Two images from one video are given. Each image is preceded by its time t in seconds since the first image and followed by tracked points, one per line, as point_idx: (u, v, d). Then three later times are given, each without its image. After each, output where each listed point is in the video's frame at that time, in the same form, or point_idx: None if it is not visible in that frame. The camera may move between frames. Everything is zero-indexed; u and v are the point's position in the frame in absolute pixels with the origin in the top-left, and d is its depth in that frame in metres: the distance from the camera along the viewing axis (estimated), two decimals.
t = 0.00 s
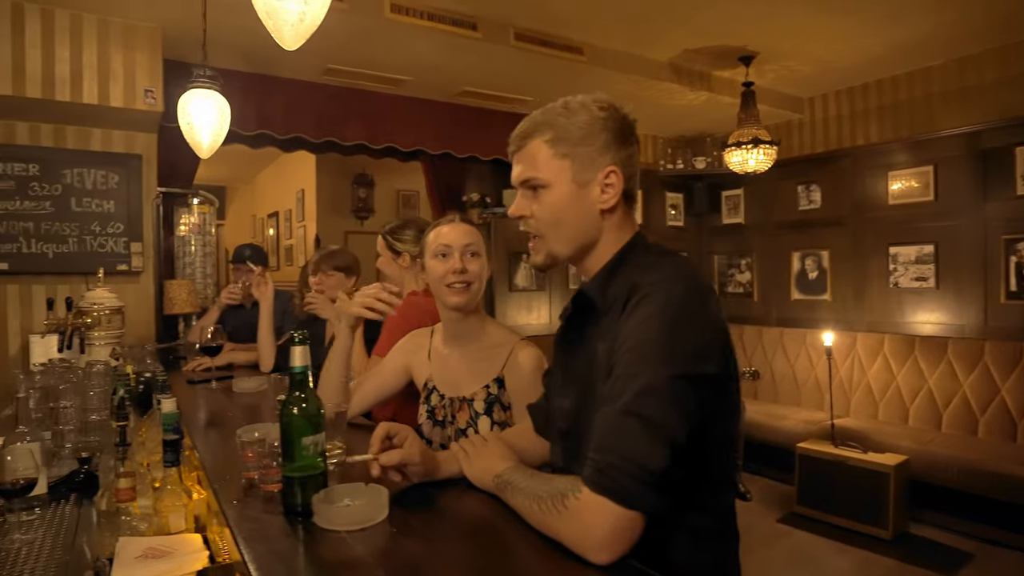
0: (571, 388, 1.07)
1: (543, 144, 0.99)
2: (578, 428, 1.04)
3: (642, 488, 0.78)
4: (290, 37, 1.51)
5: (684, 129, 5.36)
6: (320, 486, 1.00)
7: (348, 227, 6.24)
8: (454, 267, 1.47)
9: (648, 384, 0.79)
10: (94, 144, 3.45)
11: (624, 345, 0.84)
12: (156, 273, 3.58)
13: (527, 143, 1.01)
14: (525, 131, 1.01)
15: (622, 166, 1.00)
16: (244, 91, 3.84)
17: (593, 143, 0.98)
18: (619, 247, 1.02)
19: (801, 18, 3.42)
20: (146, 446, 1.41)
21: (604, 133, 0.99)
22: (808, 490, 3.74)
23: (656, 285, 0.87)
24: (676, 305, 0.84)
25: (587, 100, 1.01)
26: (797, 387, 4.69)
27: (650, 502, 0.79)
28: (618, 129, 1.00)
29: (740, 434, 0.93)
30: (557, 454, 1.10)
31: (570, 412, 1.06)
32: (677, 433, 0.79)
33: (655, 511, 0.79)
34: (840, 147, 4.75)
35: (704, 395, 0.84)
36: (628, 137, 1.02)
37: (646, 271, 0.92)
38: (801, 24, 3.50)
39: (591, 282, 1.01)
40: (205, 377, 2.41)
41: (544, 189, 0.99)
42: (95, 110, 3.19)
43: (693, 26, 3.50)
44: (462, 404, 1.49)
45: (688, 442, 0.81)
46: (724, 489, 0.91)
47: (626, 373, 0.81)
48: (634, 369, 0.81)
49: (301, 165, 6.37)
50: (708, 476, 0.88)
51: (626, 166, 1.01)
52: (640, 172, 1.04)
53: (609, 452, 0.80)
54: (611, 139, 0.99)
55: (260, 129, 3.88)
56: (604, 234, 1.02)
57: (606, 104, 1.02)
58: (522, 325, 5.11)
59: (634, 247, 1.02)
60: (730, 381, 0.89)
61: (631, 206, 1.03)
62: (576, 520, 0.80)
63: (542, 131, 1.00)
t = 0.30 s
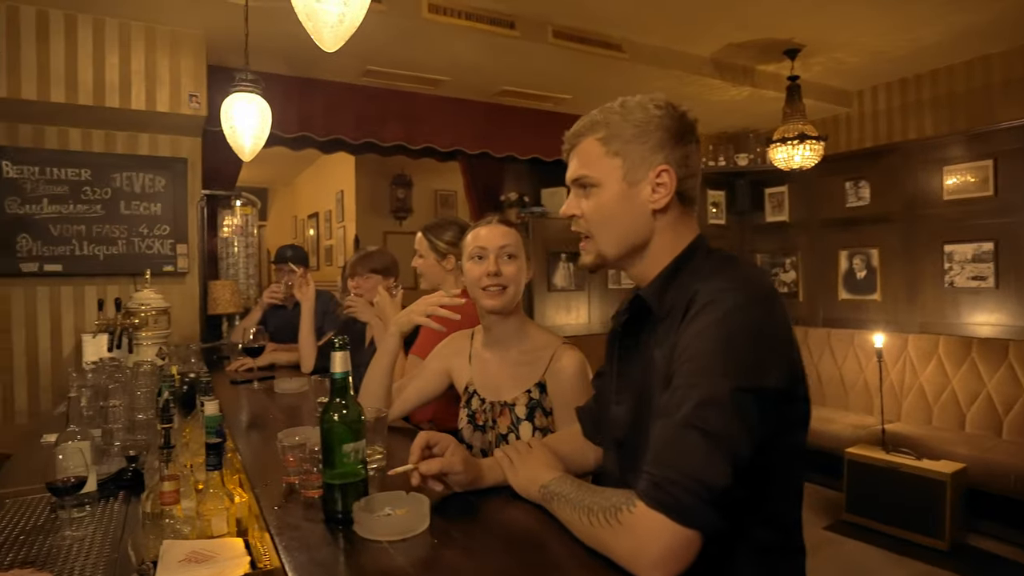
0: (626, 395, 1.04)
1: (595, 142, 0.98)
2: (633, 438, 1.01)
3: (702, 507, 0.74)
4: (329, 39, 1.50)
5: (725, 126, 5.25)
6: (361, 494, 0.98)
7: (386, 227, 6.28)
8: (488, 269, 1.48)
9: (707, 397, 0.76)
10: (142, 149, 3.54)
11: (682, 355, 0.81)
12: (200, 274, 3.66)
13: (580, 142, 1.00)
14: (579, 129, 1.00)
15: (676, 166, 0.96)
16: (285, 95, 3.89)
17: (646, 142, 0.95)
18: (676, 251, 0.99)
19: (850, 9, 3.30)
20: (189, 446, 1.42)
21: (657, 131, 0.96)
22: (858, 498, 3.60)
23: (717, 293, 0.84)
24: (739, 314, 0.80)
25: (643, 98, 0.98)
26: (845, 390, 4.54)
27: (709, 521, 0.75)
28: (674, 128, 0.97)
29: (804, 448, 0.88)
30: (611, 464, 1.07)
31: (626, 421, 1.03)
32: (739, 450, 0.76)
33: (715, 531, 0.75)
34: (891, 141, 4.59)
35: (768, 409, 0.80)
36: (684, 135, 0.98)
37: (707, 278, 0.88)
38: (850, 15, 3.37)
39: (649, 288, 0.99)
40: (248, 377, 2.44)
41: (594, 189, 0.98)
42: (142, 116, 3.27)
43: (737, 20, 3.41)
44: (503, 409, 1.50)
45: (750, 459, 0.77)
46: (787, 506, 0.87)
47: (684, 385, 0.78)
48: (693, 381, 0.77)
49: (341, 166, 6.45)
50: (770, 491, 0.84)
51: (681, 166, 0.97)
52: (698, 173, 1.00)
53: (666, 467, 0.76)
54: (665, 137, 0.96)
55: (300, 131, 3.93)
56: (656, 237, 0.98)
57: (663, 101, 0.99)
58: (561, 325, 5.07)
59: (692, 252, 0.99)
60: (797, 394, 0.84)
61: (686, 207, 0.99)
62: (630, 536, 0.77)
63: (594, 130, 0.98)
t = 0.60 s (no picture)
0: (677, 401, 0.98)
1: (636, 139, 0.96)
2: (683, 447, 0.96)
3: (757, 530, 0.70)
4: (364, 36, 1.48)
5: (772, 120, 5.09)
6: (394, 503, 0.96)
7: (426, 227, 6.30)
8: (527, 271, 1.44)
9: (763, 411, 0.71)
10: (188, 152, 3.61)
11: (736, 365, 0.76)
12: (244, 274, 3.71)
13: (625, 142, 0.99)
14: (625, 128, 0.99)
15: (721, 155, 0.91)
16: (325, 97, 3.92)
17: (686, 133, 0.92)
18: (729, 250, 0.93)
19: None
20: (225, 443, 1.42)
21: (698, 121, 0.91)
22: (914, 508, 3.44)
23: (774, 299, 0.79)
24: (799, 322, 0.75)
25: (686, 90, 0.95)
26: (899, 394, 4.35)
27: (766, 545, 0.70)
28: (720, 115, 0.92)
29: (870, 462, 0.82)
30: (660, 475, 1.02)
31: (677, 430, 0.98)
32: (798, 469, 0.71)
33: (772, 555, 0.70)
34: (948, 133, 4.38)
35: (830, 424, 0.74)
36: (731, 122, 0.92)
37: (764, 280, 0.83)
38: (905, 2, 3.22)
39: (701, 291, 0.94)
40: (287, 377, 2.46)
41: (638, 187, 0.95)
42: (188, 119, 3.33)
43: (784, 10, 3.29)
44: (542, 414, 1.47)
45: (811, 478, 0.72)
46: (849, 527, 0.82)
47: (737, 396, 0.74)
48: (747, 393, 0.73)
49: (381, 167, 6.49)
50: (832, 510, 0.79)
51: (727, 153, 0.91)
52: (751, 160, 0.93)
53: (719, 485, 0.72)
54: (707, 126, 0.91)
55: (340, 133, 3.96)
56: (705, 231, 0.93)
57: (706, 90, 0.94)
58: (601, 325, 4.99)
59: (749, 251, 0.93)
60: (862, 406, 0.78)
61: (738, 197, 0.93)
62: (679, 558, 0.73)
63: (637, 127, 0.96)
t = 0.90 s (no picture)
0: (725, 417, 0.92)
1: (676, 141, 0.93)
2: (730, 467, 0.90)
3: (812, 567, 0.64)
4: (395, 35, 1.45)
5: (826, 113, 4.89)
6: (421, 522, 0.92)
7: (468, 227, 6.29)
8: (562, 277, 1.41)
9: (821, 435, 0.65)
10: (233, 155, 3.67)
11: (789, 384, 0.70)
12: (287, 275, 3.74)
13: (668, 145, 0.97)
14: (669, 132, 0.96)
15: (757, 152, 0.85)
16: (366, 97, 3.94)
17: (719, 131, 0.87)
18: (777, 255, 0.87)
19: None
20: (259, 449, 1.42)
21: (732, 117, 0.86)
22: (980, 521, 3.24)
23: (833, 312, 0.72)
24: (861, 338, 0.69)
25: (727, 86, 0.90)
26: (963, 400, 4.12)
27: None
28: (760, 110, 0.86)
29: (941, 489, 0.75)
30: (706, 497, 0.95)
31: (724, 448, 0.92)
32: (860, 501, 0.65)
33: None
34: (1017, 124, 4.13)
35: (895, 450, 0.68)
36: (772, 116, 0.85)
37: (820, 290, 0.77)
38: None
39: (750, 300, 0.88)
40: (326, 381, 2.46)
41: (677, 191, 0.92)
42: (232, 123, 3.39)
43: None
44: (581, 424, 1.42)
45: (875, 510, 0.66)
46: (916, 559, 0.75)
47: (793, 419, 0.68)
48: (803, 415, 0.67)
49: (423, 166, 6.51)
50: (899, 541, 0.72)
51: (764, 149, 0.84)
52: (797, 155, 0.85)
53: (769, 518, 0.67)
54: (740, 121, 0.86)
55: (381, 133, 3.98)
56: (744, 233, 0.87)
57: (746, 83, 0.89)
58: (646, 326, 4.89)
59: (802, 257, 0.86)
60: (933, 428, 0.71)
61: (780, 196, 0.85)
62: None
63: (677, 130, 0.94)
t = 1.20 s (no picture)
0: (769, 434, 0.86)
1: (720, 136, 0.88)
2: (772, 489, 0.83)
3: None
4: (425, 31, 1.42)
5: (884, 105, 4.67)
6: (447, 538, 0.88)
7: (512, 227, 6.26)
8: (597, 281, 1.38)
9: (874, 461, 0.59)
10: (278, 157, 3.72)
11: (838, 403, 0.64)
12: (331, 276, 3.78)
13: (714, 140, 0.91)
14: (715, 126, 0.90)
15: (805, 145, 0.78)
16: (407, 98, 3.95)
17: (764, 123, 0.80)
18: (828, 258, 0.79)
19: None
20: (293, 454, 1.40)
21: (777, 108, 0.79)
22: None
23: (888, 324, 0.66)
24: (922, 354, 0.62)
25: (775, 74, 0.83)
26: None
27: None
28: (808, 99, 0.78)
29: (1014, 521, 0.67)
30: (746, 520, 0.88)
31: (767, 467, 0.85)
32: (918, 536, 0.58)
33: None
34: None
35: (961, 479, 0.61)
36: (822, 106, 0.78)
37: (873, 300, 0.70)
38: None
39: (795, 308, 0.81)
40: (362, 382, 2.46)
41: (722, 189, 0.87)
42: (276, 125, 3.43)
43: None
44: (619, 432, 1.36)
45: (936, 548, 0.59)
46: None
47: (842, 441, 0.61)
48: (854, 438, 0.61)
49: (467, 166, 6.51)
50: None
51: (811, 143, 0.77)
52: (850, 148, 0.77)
53: (814, 551, 0.60)
54: (785, 113, 0.79)
55: (422, 134, 3.99)
56: (791, 233, 0.80)
57: (795, 71, 0.81)
58: (692, 328, 4.76)
59: (854, 261, 0.79)
60: (1006, 454, 0.64)
61: (830, 193, 0.78)
62: None
63: (722, 123, 0.88)
